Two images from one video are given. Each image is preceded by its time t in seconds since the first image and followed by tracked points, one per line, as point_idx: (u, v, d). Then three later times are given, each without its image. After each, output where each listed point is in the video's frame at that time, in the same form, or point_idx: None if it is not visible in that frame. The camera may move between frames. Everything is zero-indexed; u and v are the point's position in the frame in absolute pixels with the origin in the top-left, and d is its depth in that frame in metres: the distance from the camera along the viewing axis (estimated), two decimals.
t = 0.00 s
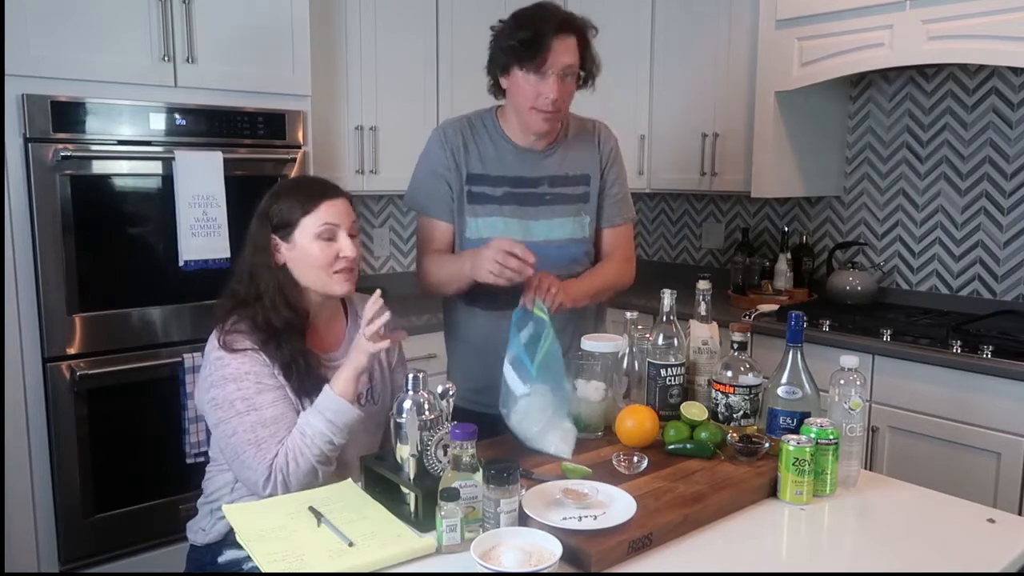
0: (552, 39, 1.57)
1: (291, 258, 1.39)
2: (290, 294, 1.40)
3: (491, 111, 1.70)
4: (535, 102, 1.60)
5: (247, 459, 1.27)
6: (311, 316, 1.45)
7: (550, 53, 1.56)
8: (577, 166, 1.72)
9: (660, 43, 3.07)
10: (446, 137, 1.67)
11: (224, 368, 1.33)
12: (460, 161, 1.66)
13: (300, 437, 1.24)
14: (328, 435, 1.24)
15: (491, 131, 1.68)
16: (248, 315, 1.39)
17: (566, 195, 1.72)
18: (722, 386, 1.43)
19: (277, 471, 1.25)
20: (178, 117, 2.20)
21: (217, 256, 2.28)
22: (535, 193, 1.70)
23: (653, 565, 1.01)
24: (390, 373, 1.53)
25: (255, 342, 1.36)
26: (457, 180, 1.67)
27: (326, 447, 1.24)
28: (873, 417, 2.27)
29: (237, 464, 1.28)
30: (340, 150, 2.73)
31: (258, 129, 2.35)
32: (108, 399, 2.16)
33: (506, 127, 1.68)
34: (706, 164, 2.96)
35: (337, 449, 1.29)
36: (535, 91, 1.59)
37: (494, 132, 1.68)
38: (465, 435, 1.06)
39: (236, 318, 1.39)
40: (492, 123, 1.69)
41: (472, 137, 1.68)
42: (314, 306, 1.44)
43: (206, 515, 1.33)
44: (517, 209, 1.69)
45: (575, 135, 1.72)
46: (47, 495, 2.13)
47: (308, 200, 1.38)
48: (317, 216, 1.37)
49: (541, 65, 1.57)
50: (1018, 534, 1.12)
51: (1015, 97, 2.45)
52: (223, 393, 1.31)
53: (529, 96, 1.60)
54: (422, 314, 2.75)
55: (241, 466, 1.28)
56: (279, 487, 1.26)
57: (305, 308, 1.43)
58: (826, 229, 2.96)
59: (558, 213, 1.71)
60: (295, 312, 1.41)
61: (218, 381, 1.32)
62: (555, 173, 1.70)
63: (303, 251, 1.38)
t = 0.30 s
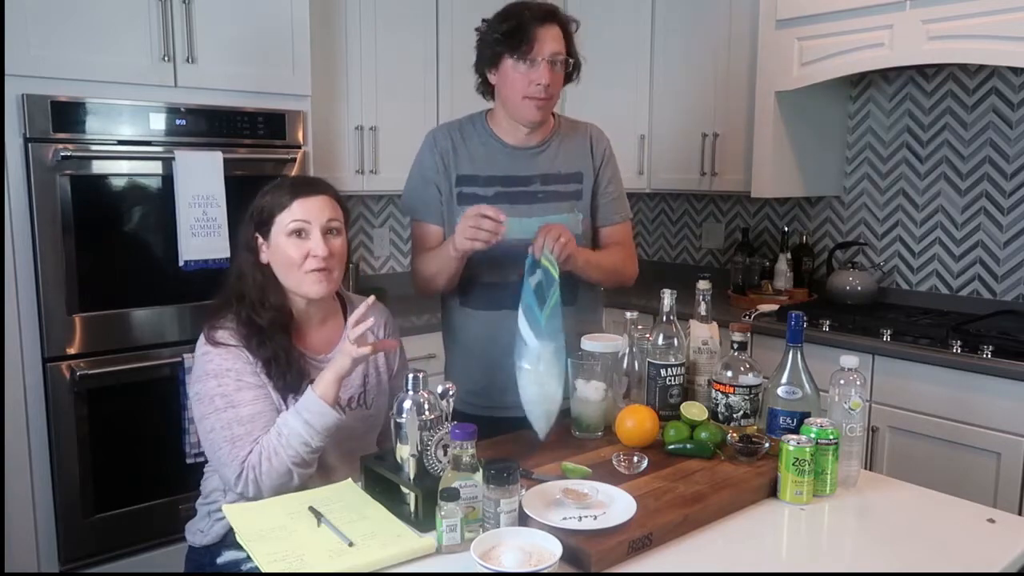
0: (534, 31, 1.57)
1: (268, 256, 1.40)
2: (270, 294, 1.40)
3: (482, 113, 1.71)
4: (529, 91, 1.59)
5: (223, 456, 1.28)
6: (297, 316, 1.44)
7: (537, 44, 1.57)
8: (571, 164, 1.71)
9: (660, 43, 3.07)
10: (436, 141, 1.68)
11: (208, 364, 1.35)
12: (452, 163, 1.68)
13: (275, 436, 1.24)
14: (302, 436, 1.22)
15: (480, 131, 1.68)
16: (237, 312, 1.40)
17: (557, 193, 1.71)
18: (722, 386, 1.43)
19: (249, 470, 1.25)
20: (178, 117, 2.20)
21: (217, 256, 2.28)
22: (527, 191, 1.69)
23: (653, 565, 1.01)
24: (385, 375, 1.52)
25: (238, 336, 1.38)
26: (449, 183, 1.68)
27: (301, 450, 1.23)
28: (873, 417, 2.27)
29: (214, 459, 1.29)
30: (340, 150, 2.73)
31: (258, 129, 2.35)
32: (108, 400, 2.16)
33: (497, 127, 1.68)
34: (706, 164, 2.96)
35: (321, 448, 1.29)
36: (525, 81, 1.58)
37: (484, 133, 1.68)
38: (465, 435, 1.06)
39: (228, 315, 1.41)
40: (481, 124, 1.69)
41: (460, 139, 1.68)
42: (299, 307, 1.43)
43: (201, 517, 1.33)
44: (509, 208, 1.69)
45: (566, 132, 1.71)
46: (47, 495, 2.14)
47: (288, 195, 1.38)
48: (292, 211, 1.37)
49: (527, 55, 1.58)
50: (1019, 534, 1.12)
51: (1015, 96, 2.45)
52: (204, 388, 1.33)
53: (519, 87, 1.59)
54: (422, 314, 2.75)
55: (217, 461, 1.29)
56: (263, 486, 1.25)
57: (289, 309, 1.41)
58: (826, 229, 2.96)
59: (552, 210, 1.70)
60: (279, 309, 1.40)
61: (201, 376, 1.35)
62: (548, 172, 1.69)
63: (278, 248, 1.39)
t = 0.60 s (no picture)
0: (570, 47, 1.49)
1: (264, 258, 1.40)
2: (267, 296, 1.40)
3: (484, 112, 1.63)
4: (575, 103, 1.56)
5: (224, 457, 1.29)
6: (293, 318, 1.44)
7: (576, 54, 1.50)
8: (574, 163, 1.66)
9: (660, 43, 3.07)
10: (438, 143, 1.61)
11: (206, 367, 1.35)
12: (456, 164, 1.60)
13: (278, 438, 1.24)
14: (306, 438, 1.23)
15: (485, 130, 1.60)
16: (234, 313, 1.40)
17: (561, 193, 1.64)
18: (722, 386, 1.43)
19: (251, 472, 1.25)
20: (178, 117, 2.20)
21: (217, 257, 2.28)
22: (533, 191, 1.62)
23: (652, 565, 1.01)
24: (385, 375, 1.52)
25: (236, 339, 1.38)
26: (452, 184, 1.60)
27: (305, 451, 1.24)
28: (873, 417, 2.27)
29: (217, 462, 1.30)
30: (340, 150, 2.73)
31: (258, 129, 2.36)
32: (108, 400, 2.16)
33: (506, 130, 1.60)
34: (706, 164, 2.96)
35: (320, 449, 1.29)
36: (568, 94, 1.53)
37: (489, 131, 1.60)
38: (465, 435, 1.05)
39: (226, 316, 1.41)
40: (484, 123, 1.61)
41: (463, 139, 1.60)
42: (296, 309, 1.43)
43: (201, 518, 1.33)
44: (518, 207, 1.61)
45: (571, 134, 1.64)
46: (47, 494, 2.14)
47: (284, 198, 1.38)
48: (288, 215, 1.37)
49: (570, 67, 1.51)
50: (1019, 534, 1.12)
51: (1015, 96, 2.45)
52: (203, 392, 1.33)
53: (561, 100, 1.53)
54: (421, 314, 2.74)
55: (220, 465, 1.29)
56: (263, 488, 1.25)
57: (286, 311, 1.41)
58: (826, 229, 2.96)
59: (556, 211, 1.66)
60: (276, 312, 1.40)
61: (199, 380, 1.35)
62: (552, 172, 1.63)
63: (274, 253, 1.39)
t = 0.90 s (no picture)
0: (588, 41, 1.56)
1: (262, 259, 1.41)
2: (265, 296, 1.41)
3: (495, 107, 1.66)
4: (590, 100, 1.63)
5: (225, 459, 1.28)
6: (292, 318, 1.45)
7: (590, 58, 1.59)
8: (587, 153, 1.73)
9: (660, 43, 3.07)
10: (452, 137, 1.61)
11: (205, 369, 1.35)
12: (475, 159, 1.62)
13: (279, 439, 1.24)
14: (307, 439, 1.23)
15: (499, 125, 1.64)
16: (233, 314, 1.40)
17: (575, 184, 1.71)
18: (722, 386, 1.43)
19: (251, 474, 1.25)
20: (178, 117, 2.20)
21: (217, 256, 2.28)
22: (549, 185, 1.68)
23: (652, 565, 1.01)
24: (384, 375, 1.52)
25: (235, 341, 1.37)
26: (473, 179, 1.62)
27: (306, 452, 1.24)
28: (873, 417, 2.27)
29: (217, 463, 1.29)
30: (340, 150, 2.73)
31: (258, 129, 2.36)
32: (108, 400, 2.16)
33: (521, 124, 1.64)
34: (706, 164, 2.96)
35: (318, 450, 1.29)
36: (585, 90, 1.61)
37: (504, 128, 1.64)
38: (465, 435, 1.05)
39: (224, 317, 1.41)
40: (498, 119, 1.64)
41: (478, 135, 1.63)
42: (295, 309, 1.44)
43: (201, 517, 1.33)
44: (539, 201, 1.67)
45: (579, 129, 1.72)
46: (46, 494, 2.14)
47: (283, 199, 1.39)
48: (287, 216, 1.38)
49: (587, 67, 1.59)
50: (1019, 534, 1.12)
51: (1015, 96, 2.45)
52: (202, 393, 1.33)
53: (579, 97, 1.61)
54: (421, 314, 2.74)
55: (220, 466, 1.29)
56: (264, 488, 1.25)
57: (284, 311, 1.42)
58: (826, 229, 2.96)
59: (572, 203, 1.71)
60: (274, 313, 1.40)
61: (199, 381, 1.34)
62: (564, 164, 1.69)
63: (273, 253, 1.39)
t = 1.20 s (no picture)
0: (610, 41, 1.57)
1: (258, 258, 1.41)
2: (262, 296, 1.41)
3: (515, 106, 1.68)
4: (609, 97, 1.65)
5: (221, 460, 1.28)
6: (289, 317, 1.45)
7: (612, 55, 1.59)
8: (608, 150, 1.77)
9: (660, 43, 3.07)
10: (477, 136, 1.64)
11: (202, 370, 1.35)
12: (502, 157, 1.64)
13: (275, 440, 1.25)
14: (304, 439, 1.23)
15: (521, 124, 1.66)
16: (228, 316, 1.40)
17: (597, 181, 1.74)
18: (722, 387, 1.43)
19: (247, 475, 1.24)
20: (178, 117, 2.20)
21: (217, 256, 2.28)
22: (574, 179, 1.70)
23: (652, 565, 1.01)
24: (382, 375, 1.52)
25: (231, 341, 1.37)
26: (501, 177, 1.64)
27: (303, 453, 1.24)
28: (873, 417, 2.27)
29: (213, 464, 1.29)
30: (340, 150, 2.73)
31: (258, 129, 2.36)
32: (108, 400, 2.16)
33: (541, 121, 1.66)
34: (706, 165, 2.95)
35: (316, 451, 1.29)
36: (606, 86, 1.62)
37: (527, 128, 1.66)
38: (465, 435, 1.05)
39: (221, 319, 1.41)
40: (519, 119, 1.67)
41: (502, 134, 1.65)
42: (291, 310, 1.45)
43: (201, 518, 1.33)
44: (565, 196, 1.69)
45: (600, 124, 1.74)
46: (46, 494, 2.14)
47: (280, 198, 1.40)
48: (284, 215, 1.38)
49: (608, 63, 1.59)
50: (1019, 534, 1.12)
51: (1015, 97, 2.45)
52: (199, 394, 1.33)
53: (600, 92, 1.62)
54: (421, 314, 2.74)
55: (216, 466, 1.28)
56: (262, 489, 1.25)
57: (280, 311, 1.42)
58: (826, 229, 2.96)
59: (593, 197, 1.73)
60: (270, 313, 1.40)
61: (195, 382, 1.34)
62: (586, 160, 1.72)
63: (269, 253, 1.40)
